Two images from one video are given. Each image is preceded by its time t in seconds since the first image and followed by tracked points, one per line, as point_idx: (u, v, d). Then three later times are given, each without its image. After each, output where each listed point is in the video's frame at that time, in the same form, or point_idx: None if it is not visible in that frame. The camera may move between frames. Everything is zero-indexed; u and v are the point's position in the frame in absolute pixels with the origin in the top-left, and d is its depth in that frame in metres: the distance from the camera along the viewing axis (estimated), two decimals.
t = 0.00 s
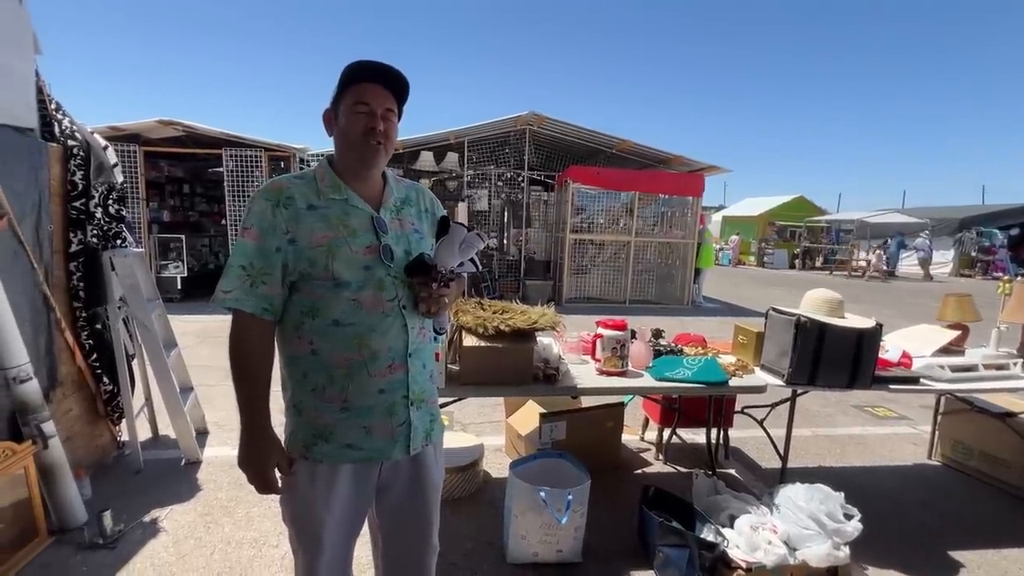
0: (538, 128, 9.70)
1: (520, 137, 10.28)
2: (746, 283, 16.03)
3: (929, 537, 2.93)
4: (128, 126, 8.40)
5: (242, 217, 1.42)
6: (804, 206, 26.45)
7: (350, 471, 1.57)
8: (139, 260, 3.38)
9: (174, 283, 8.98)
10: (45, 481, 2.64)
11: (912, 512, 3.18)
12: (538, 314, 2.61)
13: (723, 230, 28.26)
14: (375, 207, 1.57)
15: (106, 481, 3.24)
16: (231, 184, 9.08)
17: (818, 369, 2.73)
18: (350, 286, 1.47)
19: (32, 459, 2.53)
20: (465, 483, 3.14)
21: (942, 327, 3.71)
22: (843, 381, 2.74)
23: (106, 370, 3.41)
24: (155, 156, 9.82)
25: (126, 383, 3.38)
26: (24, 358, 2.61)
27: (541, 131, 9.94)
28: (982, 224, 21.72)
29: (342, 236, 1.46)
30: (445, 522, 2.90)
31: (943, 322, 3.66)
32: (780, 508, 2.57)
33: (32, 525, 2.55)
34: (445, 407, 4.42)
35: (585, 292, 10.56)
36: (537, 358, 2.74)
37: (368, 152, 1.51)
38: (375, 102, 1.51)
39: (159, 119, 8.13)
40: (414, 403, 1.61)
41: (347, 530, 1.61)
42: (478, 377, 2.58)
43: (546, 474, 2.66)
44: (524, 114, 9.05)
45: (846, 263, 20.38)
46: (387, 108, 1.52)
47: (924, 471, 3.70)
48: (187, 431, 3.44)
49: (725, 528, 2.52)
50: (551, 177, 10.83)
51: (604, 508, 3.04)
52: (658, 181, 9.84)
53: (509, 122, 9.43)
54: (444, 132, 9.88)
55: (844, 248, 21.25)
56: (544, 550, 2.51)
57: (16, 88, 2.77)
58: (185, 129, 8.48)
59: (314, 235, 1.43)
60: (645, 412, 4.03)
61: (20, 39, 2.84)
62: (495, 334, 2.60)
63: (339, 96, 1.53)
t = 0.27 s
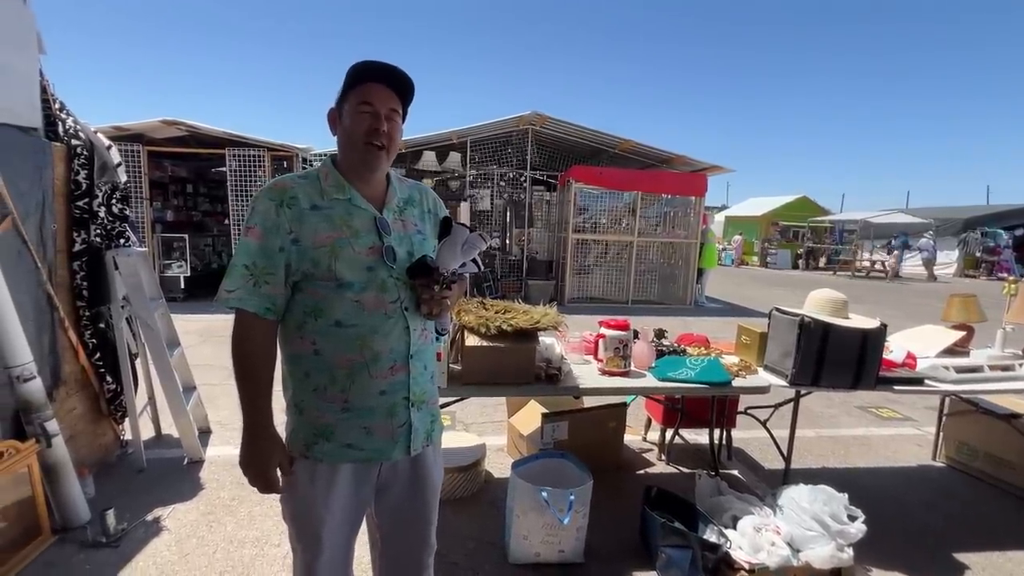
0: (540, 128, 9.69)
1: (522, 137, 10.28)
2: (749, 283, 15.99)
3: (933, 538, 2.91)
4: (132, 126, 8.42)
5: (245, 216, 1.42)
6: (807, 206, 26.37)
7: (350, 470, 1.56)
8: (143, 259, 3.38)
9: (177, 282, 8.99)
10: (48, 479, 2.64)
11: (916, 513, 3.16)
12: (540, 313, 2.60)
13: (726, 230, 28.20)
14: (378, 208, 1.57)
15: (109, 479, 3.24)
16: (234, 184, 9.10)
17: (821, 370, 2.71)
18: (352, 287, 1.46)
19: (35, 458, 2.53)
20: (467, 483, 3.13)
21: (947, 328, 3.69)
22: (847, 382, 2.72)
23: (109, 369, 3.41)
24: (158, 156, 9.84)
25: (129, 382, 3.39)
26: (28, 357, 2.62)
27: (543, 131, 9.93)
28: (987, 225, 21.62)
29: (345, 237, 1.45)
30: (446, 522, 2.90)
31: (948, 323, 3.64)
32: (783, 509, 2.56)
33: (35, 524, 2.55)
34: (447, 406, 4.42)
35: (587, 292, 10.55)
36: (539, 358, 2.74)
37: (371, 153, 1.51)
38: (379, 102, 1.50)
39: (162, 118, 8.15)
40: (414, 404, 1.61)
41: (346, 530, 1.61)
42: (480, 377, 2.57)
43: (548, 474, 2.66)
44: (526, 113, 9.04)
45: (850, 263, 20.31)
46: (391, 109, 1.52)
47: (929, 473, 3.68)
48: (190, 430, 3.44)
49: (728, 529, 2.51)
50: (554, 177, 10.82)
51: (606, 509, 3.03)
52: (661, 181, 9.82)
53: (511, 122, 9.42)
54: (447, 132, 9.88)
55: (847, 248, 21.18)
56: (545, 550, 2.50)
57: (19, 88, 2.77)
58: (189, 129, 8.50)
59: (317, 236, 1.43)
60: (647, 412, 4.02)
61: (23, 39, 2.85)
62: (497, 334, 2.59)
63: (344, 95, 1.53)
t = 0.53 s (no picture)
0: (545, 128, 9.69)
1: (526, 137, 10.28)
2: (754, 284, 15.94)
3: (940, 541, 2.90)
4: (138, 127, 8.47)
5: (252, 217, 1.42)
6: (812, 207, 26.26)
7: (354, 470, 1.57)
8: (149, 260, 3.40)
9: (182, 282, 9.03)
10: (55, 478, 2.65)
11: (923, 516, 3.14)
12: (545, 314, 2.60)
13: (730, 231, 28.12)
14: (384, 209, 1.57)
15: (115, 478, 3.26)
16: (239, 184, 9.14)
17: (827, 372, 2.71)
18: (358, 289, 1.47)
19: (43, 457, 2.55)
20: (471, 483, 3.13)
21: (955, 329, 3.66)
22: (853, 383, 2.71)
23: (116, 368, 3.43)
24: (164, 157, 9.88)
25: (135, 382, 3.41)
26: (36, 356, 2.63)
27: (547, 132, 9.93)
28: (994, 225, 21.47)
29: (351, 238, 1.46)
30: (451, 522, 2.90)
31: (955, 324, 3.62)
32: (789, 511, 2.55)
33: (42, 522, 2.56)
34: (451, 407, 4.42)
35: (591, 293, 10.53)
36: (544, 358, 2.74)
37: (378, 154, 1.51)
38: (387, 104, 1.51)
39: (168, 120, 8.19)
40: (419, 405, 1.61)
41: (350, 530, 1.61)
42: (485, 378, 2.57)
43: (552, 475, 2.66)
44: (530, 114, 9.04)
45: (855, 264, 20.21)
46: (399, 111, 1.52)
47: (936, 475, 3.66)
48: (196, 429, 3.45)
49: (733, 531, 2.50)
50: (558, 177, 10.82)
51: (610, 510, 3.03)
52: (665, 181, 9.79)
53: (515, 122, 9.42)
54: (451, 133, 9.89)
55: (852, 249, 21.08)
56: (550, 551, 2.50)
57: (28, 89, 2.79)
58: (194, 130, 8.54)
59: (323, 237, 1.43)
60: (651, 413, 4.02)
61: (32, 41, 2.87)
62: (502, 334, 2.59)
63: (351, 97, 1.53)
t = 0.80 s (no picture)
0: (551, 130, 9.68)
1: (532, 139, 10.27)
2: (761, 285, 15.84)
3: (952, 547, 2.86)
4: (148, 129, 8.54)
5: (260, 218, 1.42)
6: (820, 208, 26.09)
7: (361, 473, 1.56)
8: (159, 261, 3.42)
9: (191, 283, 9.09)
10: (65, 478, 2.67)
11: (934, 521, 3.11)
12: (551, 316, 2.60)
13: (737, 232, 27.99)
14: (392, 208, 1.57)
15: (124, 478, 3.28)
16: (247, 186, 9.19)
17: (837, 374, 2.69)
18: (365, 291, 1.47)
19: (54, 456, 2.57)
20: (478, 485, 3.13)
21: (966, 331, 3.62)
22: (863, 386, 2.69)
23: (126, 369, 3.46)
24: (173, 159, 9.96)
25: (145, 382, 3.43)
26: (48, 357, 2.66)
27: (553, 133, 9.92)
28: (1005, 226, 21.24)
29: (358, 240, 1.46)
30: (457, 524, 2.89)
31: (967, 327, 3.58)
32: (797, 515, 2.53)
33: (53, 521, 2.58)
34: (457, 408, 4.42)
35: (597, 294, 10.52)
36: (550, 360, 2.73)
37: (385, 152, 1.51)
38: (392, 101, 1.51)
39: (177, 122, 8.25)
40: (426, 408, 1.61)
41: (357, 533, 1.61)
42: (491, 379, 2.57)
43: (559, 477, 2.65)
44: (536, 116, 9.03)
45: (864, 265, 20.06)
46: (405, 108, 1.52)
47: (947, 480, 3.62)
48: (204, 429, 3.47)
49: (742, 535, 2.49)
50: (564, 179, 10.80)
51: (617, 512, 3.01)
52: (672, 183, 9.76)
53: (521, 124, 9.42)
54: (457, 135, 9.90)
55: (861, 250, 20.92)
56: (556, 553, 2.49)
57: (40, 93, 2.82)
58: (203, 132, 8.61)
59: (331, 239, 1.44)
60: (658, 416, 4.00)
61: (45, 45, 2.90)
62: (509, 336, 2.59)
63: (358, 96, 1.54)
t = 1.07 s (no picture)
0: (559, 131, 9.66)
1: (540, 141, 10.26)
2: (772, 287, 15.70)
3: (970, 554, 2.80)
4: (161, 133, 8.63)
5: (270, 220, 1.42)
6: (832, 209, 25.84)
7: (370, 475, 1.56)
8: (171, 264, 3.45)
9: (202, 286, 9.16)
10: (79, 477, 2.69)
11: (951, 527, 3.05)
12: (559, 318, 2.58)
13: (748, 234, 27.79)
14: (400, 207, 1.56)
15: (137, 478, 3.30)
16: (258, 190, 9.26)
17: (849, 378, 2.64)
18: (374, 293, 1.46)
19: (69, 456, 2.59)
20: (486, 487, 3.11)
21: (983, 335, 3.55)
22: (876, 390, 2.65)
23: (138, 370, 3.49)
24: (186, 162, 10.05)
25: (157, 384, 3.46)
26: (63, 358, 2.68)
27: (562, 135, 9.90)
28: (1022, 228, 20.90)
29: (367, 242, 1.45)
30: (466, 527, 2.88)
31: (983, 330, 3.51)
32: (810, 520, 2.50)
33: (68, 521, 2.59)
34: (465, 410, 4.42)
35: (606, 296, 10.47)
36: (559, 363, 2.71)
37: (392, 151, 1.50)
38: (398, 100, 1.51)
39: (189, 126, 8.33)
40: (435, 410, 1.60)
41: (367, 536, 1.60)
42: (499, 382, 2.56)
43: (567, 480, 2.63)
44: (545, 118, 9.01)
45: (877, 267, 19.82)
46: (410, 106, 1.52)
47: (964, 486, 3.55)
48: (214, 430, 3.49)
49: (752, 540, 2.45)
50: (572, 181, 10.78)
51: (626, 516, 2.98)
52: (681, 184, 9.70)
53: (530, 126, 9.41)
54: (466, 137, 9.91)
55: (874, 252, 20.68)
56: (564, 557, 2.47)
57: (56, 98, 2.86)
58: (215, 136, 8.68)
59: (340, 240, 1.43)
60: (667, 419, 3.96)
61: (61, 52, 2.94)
62: (517, 338, 2.57)
63: (364, 97, 1.54)
